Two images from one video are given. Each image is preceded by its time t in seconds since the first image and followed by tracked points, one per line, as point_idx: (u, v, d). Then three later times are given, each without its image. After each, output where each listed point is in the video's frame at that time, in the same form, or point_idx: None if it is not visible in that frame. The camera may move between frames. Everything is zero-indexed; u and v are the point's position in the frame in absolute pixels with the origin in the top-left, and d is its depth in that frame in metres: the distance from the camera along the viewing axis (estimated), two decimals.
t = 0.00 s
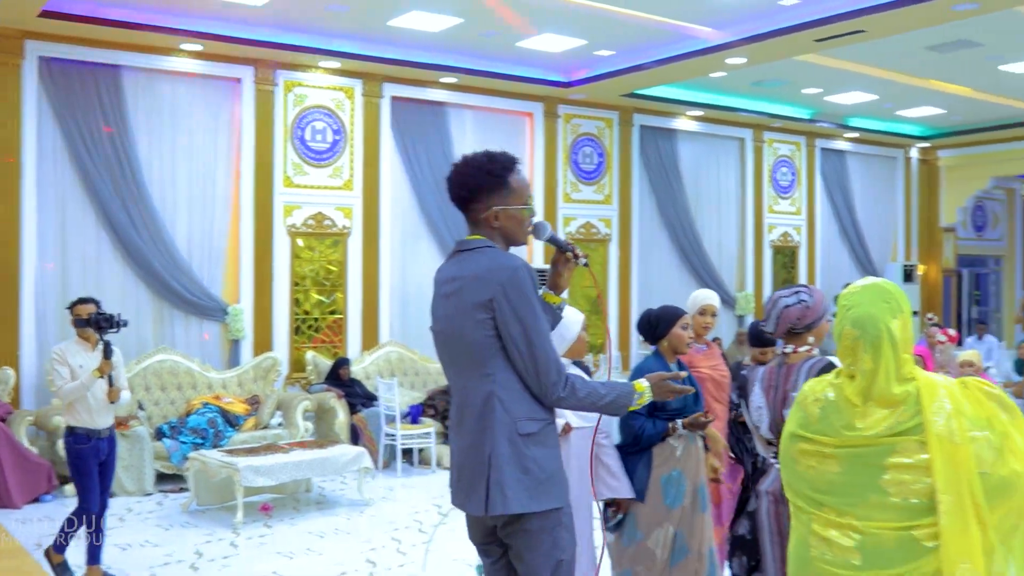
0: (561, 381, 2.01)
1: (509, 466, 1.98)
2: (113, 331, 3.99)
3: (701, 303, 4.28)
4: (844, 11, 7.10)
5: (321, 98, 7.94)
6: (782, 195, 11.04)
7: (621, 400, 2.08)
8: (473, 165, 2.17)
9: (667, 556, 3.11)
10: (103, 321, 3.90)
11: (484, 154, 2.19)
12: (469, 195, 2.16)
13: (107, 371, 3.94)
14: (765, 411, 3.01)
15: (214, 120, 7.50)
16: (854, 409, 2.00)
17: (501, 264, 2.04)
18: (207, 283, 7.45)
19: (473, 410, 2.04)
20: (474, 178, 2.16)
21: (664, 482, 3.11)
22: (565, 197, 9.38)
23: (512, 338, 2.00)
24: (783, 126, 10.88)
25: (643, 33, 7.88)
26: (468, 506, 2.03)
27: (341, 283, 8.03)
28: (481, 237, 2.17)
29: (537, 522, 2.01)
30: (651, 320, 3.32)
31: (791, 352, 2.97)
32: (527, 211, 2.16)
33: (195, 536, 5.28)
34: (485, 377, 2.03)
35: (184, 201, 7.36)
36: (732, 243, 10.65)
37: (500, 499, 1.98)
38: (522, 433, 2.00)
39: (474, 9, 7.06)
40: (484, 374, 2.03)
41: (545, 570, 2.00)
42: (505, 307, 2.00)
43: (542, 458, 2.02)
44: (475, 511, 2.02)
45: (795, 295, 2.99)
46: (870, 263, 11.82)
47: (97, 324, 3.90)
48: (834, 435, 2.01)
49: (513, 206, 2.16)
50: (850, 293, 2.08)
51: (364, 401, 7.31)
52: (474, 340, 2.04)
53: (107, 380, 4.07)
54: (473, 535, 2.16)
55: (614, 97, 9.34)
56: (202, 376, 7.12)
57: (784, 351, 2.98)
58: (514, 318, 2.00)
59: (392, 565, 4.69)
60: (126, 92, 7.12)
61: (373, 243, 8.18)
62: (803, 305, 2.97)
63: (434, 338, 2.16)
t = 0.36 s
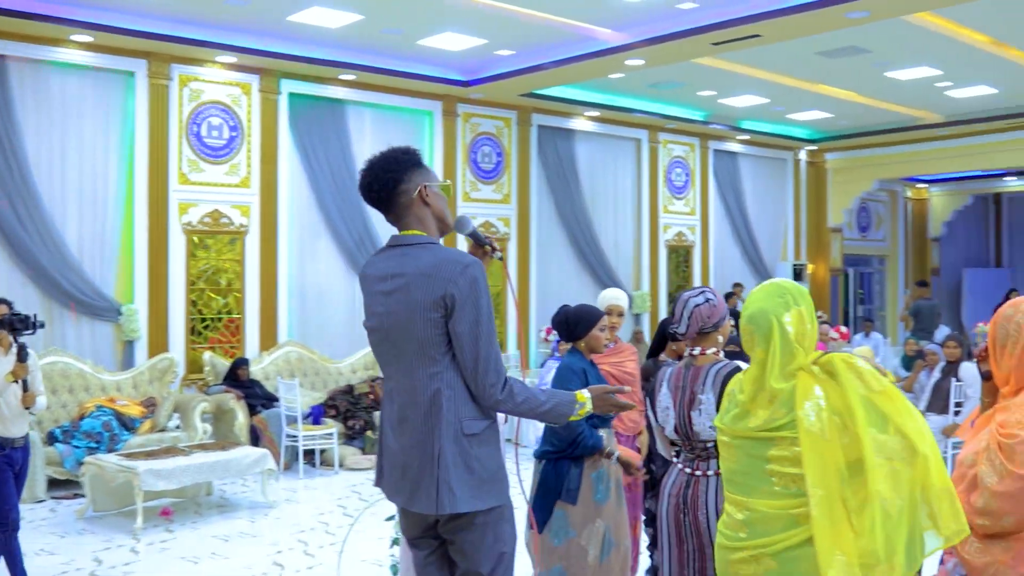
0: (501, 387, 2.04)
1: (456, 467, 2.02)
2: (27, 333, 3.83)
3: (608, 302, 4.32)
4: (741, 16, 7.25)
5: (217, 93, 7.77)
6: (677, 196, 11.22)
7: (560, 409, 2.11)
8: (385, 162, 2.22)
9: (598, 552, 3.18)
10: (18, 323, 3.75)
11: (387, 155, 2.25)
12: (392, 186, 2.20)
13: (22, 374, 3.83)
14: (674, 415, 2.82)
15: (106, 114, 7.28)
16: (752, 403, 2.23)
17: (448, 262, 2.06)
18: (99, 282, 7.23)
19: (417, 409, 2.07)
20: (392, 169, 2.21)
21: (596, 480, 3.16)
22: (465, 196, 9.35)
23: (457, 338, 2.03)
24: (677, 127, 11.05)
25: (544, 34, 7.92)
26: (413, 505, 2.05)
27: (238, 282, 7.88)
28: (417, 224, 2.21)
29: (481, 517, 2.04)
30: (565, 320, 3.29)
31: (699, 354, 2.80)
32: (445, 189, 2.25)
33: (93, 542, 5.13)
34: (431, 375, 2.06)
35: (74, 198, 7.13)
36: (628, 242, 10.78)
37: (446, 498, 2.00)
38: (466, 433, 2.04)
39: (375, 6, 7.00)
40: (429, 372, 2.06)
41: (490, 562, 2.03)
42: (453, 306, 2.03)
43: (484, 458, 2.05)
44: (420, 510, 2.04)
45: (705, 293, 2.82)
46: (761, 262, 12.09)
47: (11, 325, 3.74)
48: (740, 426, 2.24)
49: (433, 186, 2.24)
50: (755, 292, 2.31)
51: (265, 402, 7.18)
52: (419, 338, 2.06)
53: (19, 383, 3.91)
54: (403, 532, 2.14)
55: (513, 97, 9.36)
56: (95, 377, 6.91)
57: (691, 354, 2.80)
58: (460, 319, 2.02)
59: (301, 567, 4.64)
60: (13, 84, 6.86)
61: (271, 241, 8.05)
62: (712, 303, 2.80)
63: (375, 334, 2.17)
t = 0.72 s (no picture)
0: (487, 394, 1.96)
1: (442, 473, 1.93)
2: None
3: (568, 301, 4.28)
4: (687, 17, 7.27)
5: (156, 87, 7.60)
6: (618, 195, 11.26)
7: (540, 411, 2.05)
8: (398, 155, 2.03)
9: (563, 549, 3.16)
10: None
11: (391, 140, 2.06)
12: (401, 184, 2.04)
13: None
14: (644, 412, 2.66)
15: (41, 106, 7.08)
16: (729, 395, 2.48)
17: (437, 266, 1.95)
18: (34, 280, 7.03)
19: (398, 414, 1.96)
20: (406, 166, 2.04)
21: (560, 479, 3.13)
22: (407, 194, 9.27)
23: (444, 345, 1.92)
24: (618, 127, 11.08)
25: (490, 31, 7.87)
26: (393, 511, 1.95)
27: (179, 280, 7.73)
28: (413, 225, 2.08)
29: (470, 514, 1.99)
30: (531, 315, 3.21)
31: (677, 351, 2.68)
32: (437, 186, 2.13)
33: (34, 547, 4.99)
34: (414, 380, 1.95)
35: (7, 193, 6.93)
36: (570, 240, 10.80)
37: (435, 505, 1.92)
38: (451, 439, 1.95)
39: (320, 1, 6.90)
40: (412, 377, 1.95)
41: (482, 555, 1.99)
42: (441, 312, 1.92)
43: (469, 460, 1.98)
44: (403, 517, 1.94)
45: (684, 287, 2.67)
46: (700, 261, 12.20)
47: None
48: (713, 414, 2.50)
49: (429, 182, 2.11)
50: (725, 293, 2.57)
51: (207, 402, 7.04)
52: (402, 343, 1.95)
53: None
54: (386, 529, 2.05)
55: (456, 95, 9.30)
56: (31, 377, 6.71)
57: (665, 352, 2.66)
58: (448, 326, 1.92)
59: (253, 569, 4.57)
60: None
61: (212, 238, 7.89)
62: (690, 299, 2.65)
63: (352, 334, 2.05)
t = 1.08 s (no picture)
0: (485, 371, 1.89)
1: (438, 460, 1.84)
2: None
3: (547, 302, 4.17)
4: (654, 18, 7.28)
5: (117, 85, 7.48)
6: (579, 197, 11.28)
7: (542, 384, 1.97)
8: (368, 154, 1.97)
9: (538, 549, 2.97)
10: None
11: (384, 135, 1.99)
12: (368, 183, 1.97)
13: None
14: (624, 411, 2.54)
15: None
16: (770, 396, 2.06)
17: (424, 247, 1.89)
18: None
19: (395, 403, 1.88)
20: (373, 166, 1.97)
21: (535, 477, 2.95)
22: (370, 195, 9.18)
23: (436, 325, 1.85)
24: (580, 128, 11.09)
25: (456, 31, 7.83)
26: (396, 505, 1.88)
27: (140, 281, 7.61)
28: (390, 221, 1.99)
29: (469, 513, 1.87)
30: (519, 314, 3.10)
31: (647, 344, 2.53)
32: (436, 189, 2.00)
33: None
34: (408, 366, 1.87)
35: None
36: (532, 242, 10.79)
37: (431, 493, 1.83)
38: (450, 424, 1.87)
39: None
40: (406, 363, 1.87)
41: (480, 562, 1.86)
42: (429, 292, 1.85)
43: (470, 450, 1.88)
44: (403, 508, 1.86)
45: (658, 279, 2.53)
46: (661, 263, 12.26)
47: None
48: (747, 415, 2.08)
49: (423, 184, 1.98)
50: (752, 280, 2.14)
51: (170, 405, 6.96)
52: (393, 328, 1.88)
53: None
54: (393, 529, 1.99)
55: (419, 95, 9.24)
56: None
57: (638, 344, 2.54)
58: (438, 302, 1.85)
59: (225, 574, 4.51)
60: None
61: (174, 239, 7.77)
62: (663, 293, 2.51)
63: (349, 331, 1.99)
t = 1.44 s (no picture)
0: (515, 376, 1.90)
1: (467, 457, 1.89)
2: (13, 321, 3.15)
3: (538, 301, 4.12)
4: (638, 20, 7.31)
5: (98, 83, 7.42)
6: (559, 198, 11.29)
7: (573, 391, 1.98)
8: (403, 135, 2.05)
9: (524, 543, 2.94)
10: None
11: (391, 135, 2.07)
12: (410, 159, 2.03)
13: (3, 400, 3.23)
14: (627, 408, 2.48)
15: None
16: (837, 387, 1.89)
17: (469, 243, 1.93)
18: None
19: (426, 397, 1.92)
20: (409, 142, 2.05)
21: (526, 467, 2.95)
22: (352, 195, 9.15)
23: (474, 323, 1.89)
24: (561, 129, 11.11)
25: (439, 31, 7.82)
26: (420, 497, 1.91)
27: (121, 282, 7.54)
28: (427, 207, 2.06)
29: (492, 505, 1.92)
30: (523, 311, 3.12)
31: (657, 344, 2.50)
32: (451, 171, 2.12)
33: None
34: (443, 360, 1.91)
35: None
36: (513, 243, 10.80)
37: (461, 488, 1.88)
38: (478, 423, 1.91)
39: None
40: (441, 358, 1.91)
41: (502, 550, 1.92)
42: (473, 289, 1.89)
43: (495, 448, 1.93)
44: (429, 501, 1.90)
45: (663, 280, 2.53)
46: (640, 265, 12.30)
47: None
48: (812, 405, 1.88)
49: (441, 166, 2.10)
50: (809, 272, 1.97)
51: (153, 404, 6.91)
52: (431, 321, 1.92)
53: None
54: (403, 521, 2.00)
55: (402, 95, 9.22)
56: None
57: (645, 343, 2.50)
58: (479, 301, 1.89)
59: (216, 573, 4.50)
60: None
61: (155, 239, 7.72)
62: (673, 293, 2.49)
63: (380, 320, 2.02)
